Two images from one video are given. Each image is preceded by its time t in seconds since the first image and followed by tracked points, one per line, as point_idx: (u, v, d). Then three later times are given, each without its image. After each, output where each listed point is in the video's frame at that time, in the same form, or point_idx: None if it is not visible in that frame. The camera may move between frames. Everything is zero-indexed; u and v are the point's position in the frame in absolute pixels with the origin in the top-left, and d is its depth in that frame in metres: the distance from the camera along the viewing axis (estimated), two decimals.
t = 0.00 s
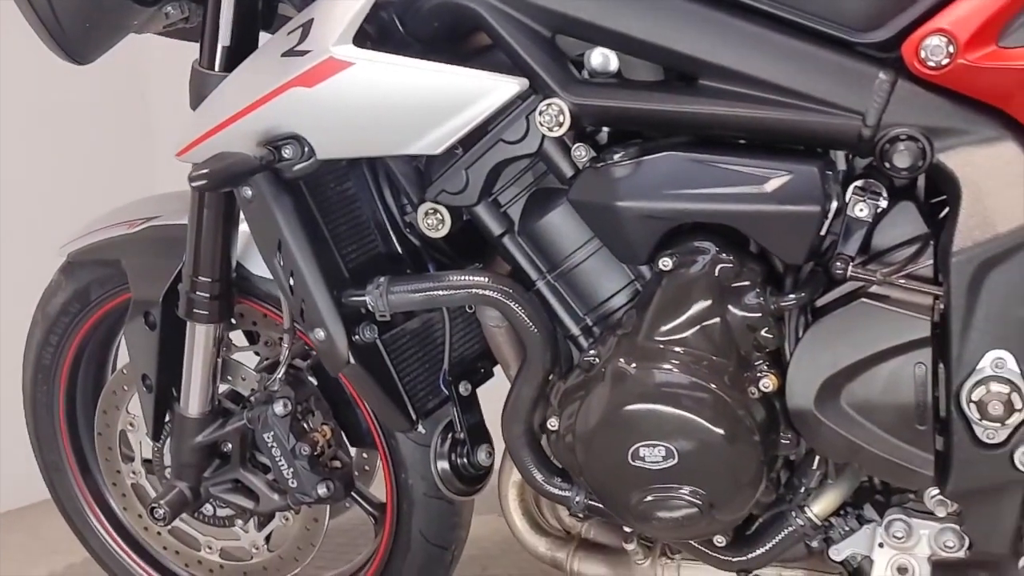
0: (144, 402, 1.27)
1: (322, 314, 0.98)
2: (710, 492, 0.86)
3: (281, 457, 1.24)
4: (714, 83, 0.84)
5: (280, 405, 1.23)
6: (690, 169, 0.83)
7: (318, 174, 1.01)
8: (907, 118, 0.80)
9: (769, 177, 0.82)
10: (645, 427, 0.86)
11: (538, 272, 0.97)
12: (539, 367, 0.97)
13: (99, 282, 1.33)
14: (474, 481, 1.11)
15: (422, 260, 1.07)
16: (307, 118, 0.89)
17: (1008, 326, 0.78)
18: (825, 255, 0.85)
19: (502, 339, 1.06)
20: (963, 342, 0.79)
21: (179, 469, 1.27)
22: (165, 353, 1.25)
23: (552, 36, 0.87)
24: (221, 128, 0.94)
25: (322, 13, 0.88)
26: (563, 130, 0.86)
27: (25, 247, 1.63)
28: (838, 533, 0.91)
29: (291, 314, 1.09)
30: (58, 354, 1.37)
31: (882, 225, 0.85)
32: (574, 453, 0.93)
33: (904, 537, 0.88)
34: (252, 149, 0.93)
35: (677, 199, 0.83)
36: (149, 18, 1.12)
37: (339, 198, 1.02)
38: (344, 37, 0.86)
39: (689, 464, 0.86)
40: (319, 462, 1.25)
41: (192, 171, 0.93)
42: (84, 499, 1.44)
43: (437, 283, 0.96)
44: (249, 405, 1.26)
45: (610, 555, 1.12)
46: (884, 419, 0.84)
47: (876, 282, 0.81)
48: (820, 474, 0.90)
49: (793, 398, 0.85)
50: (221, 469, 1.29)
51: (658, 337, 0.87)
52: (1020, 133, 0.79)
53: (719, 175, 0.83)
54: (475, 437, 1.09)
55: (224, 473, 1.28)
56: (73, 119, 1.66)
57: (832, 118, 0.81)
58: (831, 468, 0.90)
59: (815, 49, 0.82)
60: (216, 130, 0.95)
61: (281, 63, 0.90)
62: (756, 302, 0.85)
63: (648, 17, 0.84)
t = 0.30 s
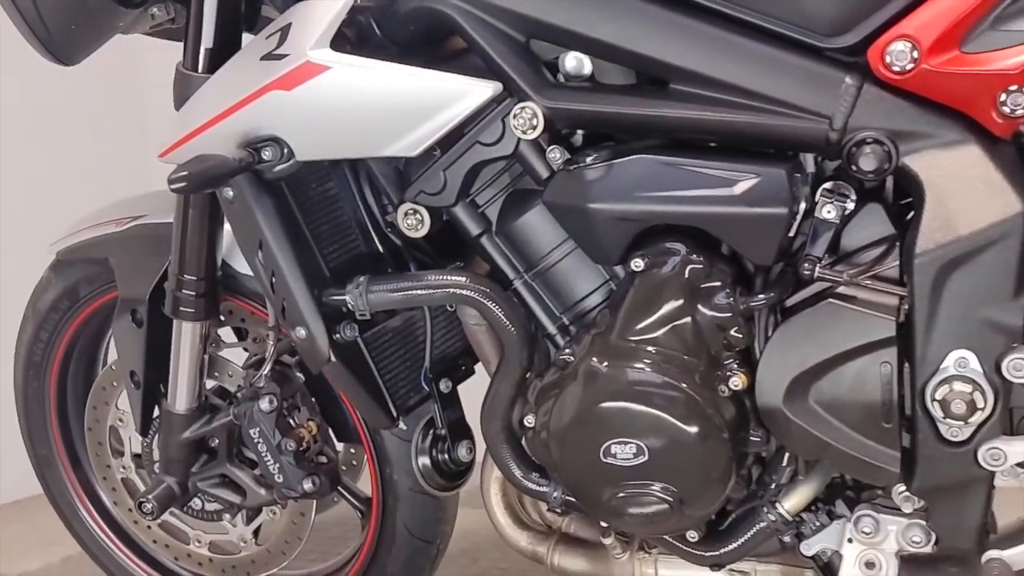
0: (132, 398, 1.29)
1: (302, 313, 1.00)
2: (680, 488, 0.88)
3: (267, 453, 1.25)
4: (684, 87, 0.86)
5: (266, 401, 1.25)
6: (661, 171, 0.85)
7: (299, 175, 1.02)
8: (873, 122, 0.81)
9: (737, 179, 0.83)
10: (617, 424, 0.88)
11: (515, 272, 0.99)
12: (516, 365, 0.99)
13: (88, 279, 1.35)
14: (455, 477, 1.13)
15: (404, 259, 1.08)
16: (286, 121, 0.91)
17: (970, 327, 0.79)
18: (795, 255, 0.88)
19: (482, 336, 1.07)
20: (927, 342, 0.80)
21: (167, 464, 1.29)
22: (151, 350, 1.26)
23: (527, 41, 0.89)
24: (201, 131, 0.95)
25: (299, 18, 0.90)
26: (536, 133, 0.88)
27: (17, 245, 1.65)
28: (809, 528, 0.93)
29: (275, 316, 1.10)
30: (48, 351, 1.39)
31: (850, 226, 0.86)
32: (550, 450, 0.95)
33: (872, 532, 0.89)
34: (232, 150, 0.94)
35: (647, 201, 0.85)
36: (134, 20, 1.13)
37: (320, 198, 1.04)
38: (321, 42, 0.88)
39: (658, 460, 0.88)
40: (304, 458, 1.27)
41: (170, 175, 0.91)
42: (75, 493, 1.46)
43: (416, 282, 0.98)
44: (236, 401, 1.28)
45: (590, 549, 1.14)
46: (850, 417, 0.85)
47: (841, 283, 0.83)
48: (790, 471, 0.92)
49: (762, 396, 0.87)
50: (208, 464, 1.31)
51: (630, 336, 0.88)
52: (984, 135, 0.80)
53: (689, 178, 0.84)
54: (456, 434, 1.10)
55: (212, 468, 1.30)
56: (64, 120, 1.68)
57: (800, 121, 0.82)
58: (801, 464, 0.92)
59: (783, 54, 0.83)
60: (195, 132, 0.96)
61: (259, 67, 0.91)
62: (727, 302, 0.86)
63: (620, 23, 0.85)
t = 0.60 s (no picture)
0: (123, 386, 1.31)
1: (286, 302, 1.02)
2: (654, 472, 0.90)
3: (255, 440, 1.27)
4: (658, 80, 0.87)
5: (253, 390, 1.26)
6: (635, 162, 0.87)
7: (283, 166, 1.04)
8: (842, 114, 0.82)
9: (710, 169, 0.85)
10: (593, 409, 0.90)
11: (495, 261, 1.00)
12: (496, 354, 1.01)
13: (79, 270, 1.37)
14: (438, 465, 1.14)
15: (387, 249, 1.09)
16: (268, 113, 0.92)
17: (936, 315, 0.81)
18: (768, 245, 0.89)
19: (465, 324, 1.09)
20: (893, 329, 0.82)
21: (158, 451, 1.31)
22: (141, 339, 1.28)
23: (504, 34, 0.91)
24: (186, 122, 0.97)
25: (280, 11, 0.91)
26: (512, 124, 0.90)
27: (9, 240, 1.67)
28: (783, 512, 0.95)
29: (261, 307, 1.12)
30: (40, 340, 1.41)
31: (821, 216, 0.88)
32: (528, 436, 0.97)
33: (842, 515, 0.91)
34: (215, 141, 0.96)
35: (621, 191, 0.87)
36: (123, 13, 1.15)
37: (304, 189, 1.05)
38: (303, 35, 0.89)
39: (632, 445, 0.89)
40: (292, 445, 1.28)
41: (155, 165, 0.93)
42: (67, 480, 1.48)
43: (398, 272, 1.00)
44: (224, 389, 1.30)
45: (571, 534, 1.16)
46: (820, 403, 0.87)
47: (812, 271, 0.84)
48: (763, 456, 0.94)
49: (734, 381, 0.88)
50: (198, 452, 1.33)
51: (605, 323, 0.90)
52: (952, 127, 0.82)
53: (662, 168, 0.86)
54: (439, 421, 1.12)
55: (201, 456, 1.32)
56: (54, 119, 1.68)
57: (771, 113, 0.84)
58: (774, 450, 0.93)
59: (755, 47, 0.85)
60: (181, 123, 0.98)
61: (242, 60, 0.93)
62: (700, 290, 0.88)
63: (595, 17, 0.87)
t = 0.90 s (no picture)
0: (109, 370, 1.33)
1: (265, 283, 1.04)
2: (624, 449, 0.91)
3: (239, 423, 1.29)
4: (629, 63, 0.88)
5: (238, 372, 1.28)
6: (605, 144, 0.88)
7: (264, 149, 1.05)
8: (808, 95, 0.84)
9: (679, 151, 0.87)
10: (564, 387, 0.91)
11: (471, 243, 1.02)
12: (473, 334, 1.02)
13: (66, 255, 1.38)
14: (418, 444, 1.16)
15: (366, 231, 1.10)
16: (245, 96, 0.94)
17: (899, 293, 0.82)
18: (737, 225, 0.91)
19: (443, 306, 1.10)
20: (857, 306, 0.83)
21: (144, 435, 1.33)
22: (127, 322, 1.30)
23: (477, 18, 0.92)
24: (165, 105, 0.99)
25: None
26: (485, 107, 0.91)
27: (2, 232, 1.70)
28: (754, 490, 0.97)
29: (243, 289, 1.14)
30: (29, 325, 1.42)
31: (790, 196, 0.89)
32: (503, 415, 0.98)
33: (812, 492, 0.92)
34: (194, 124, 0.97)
35: (591, 172, 0.89)
36: None
37: (284, 172, 1.07)
38: (279, 19, 0.92)
39: (602, 421, 0.91)
40: (276, 428, 1.30)
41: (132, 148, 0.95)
42: (56, 462, 1.49)
43: (375, 254, 1.01)
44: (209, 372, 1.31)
45: (550, 514, 1.17)
46: (787, 380, 0.88)
47: (778, 251, 0.86)
48: (733, 435, 0.95)
49: (703, 359, 0.90)
50: (183, 435, 1.35)
51: (577, 303, 0.92)
52: (915, 109, 0.83)
53: (631, 150, 0.88)
54: (419, 402, 1.14)
55: (187, 438, 1.34)
56: (47, 115, 1.68)
57: (738, 95, 0.85)
58: (746, 428, 0.95)
59: (723, 30, 0.86)
60: (159, 108, 0.99)
61: (219, 43, 0.95)
62: (670, 270, 0.90)
63: None
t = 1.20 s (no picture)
0: (88, 353, 1.33)
1: (237, 265, 1.05)
2: (590, 428, 0.92)
3: (218, 406, 1.29)
4: (594, 45, 0.89)
5: (216, 356, 1.28)
6: (570, 125, 0.89)
7: (236, 131, 1.06)
8: (770, 76, 0.84)
9: (643, 132, 0.87)
10: (531, 366, 0.92)
11: (442, 226, 1.02)
12: (445, 315, 1.03)
13: (46, 240, 1.39)
14: (394, 427, 1.16)
15: (341, 215, 1.11)
16: (215, 77, 0.95)
17: (859, 272, 0.83)
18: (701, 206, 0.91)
19: (417, 289, 1.10)
20: (818, 285, 0.84)
21: (124, 418, 1.34)
22: (106, 305, 1.31)
23: None
24: (136, 89, 0.99)
25: None
26: (452, 89, 0.92)
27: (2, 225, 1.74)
28: (721, 469, 0.98)
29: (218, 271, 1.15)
30: (11, 309, 1.43)
31: (755, 178, 0.90)
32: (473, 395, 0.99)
33: (776, 472, 0.93)
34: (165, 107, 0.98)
35: (555, 153, 0.89)
36: None
37: (258, 155, 1.07)
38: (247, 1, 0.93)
39: (567, 400, 0.92)
40: (255, 411, 1.31)
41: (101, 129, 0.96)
42: (39, 445, 1.50)
43: (345, 236, 1.02)
44: (188, 356, 1.32)
45: (524, 496, 1.18)
46: (751, 360, 0.89)
47: (741, 231, 0.86)
48: (699, 415, 0.96)
49: (668, 339, 0.91)
50: (163, 418, 1.35)
51: (543, 284, 0.93)
52: (877, 89, 0.83)
53: (596, 131, 0.88)
54: (393, 384, 1.14)
55: (167, 422, 1.35)
56: (40, 114, 1.69)
57: (701, 76, 0.86)
58: (712, 409, 0.95)
59: (687, 11, 0.86)
60: (130, 91, 1.00)
61: (189, 26, 0.96)
62: (636, 251, 0.90)
63: None
